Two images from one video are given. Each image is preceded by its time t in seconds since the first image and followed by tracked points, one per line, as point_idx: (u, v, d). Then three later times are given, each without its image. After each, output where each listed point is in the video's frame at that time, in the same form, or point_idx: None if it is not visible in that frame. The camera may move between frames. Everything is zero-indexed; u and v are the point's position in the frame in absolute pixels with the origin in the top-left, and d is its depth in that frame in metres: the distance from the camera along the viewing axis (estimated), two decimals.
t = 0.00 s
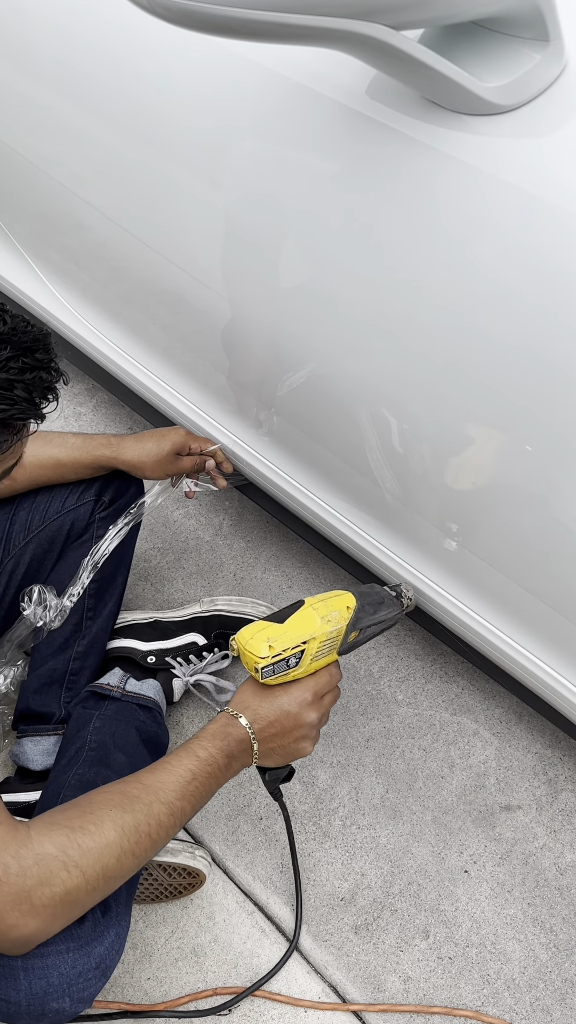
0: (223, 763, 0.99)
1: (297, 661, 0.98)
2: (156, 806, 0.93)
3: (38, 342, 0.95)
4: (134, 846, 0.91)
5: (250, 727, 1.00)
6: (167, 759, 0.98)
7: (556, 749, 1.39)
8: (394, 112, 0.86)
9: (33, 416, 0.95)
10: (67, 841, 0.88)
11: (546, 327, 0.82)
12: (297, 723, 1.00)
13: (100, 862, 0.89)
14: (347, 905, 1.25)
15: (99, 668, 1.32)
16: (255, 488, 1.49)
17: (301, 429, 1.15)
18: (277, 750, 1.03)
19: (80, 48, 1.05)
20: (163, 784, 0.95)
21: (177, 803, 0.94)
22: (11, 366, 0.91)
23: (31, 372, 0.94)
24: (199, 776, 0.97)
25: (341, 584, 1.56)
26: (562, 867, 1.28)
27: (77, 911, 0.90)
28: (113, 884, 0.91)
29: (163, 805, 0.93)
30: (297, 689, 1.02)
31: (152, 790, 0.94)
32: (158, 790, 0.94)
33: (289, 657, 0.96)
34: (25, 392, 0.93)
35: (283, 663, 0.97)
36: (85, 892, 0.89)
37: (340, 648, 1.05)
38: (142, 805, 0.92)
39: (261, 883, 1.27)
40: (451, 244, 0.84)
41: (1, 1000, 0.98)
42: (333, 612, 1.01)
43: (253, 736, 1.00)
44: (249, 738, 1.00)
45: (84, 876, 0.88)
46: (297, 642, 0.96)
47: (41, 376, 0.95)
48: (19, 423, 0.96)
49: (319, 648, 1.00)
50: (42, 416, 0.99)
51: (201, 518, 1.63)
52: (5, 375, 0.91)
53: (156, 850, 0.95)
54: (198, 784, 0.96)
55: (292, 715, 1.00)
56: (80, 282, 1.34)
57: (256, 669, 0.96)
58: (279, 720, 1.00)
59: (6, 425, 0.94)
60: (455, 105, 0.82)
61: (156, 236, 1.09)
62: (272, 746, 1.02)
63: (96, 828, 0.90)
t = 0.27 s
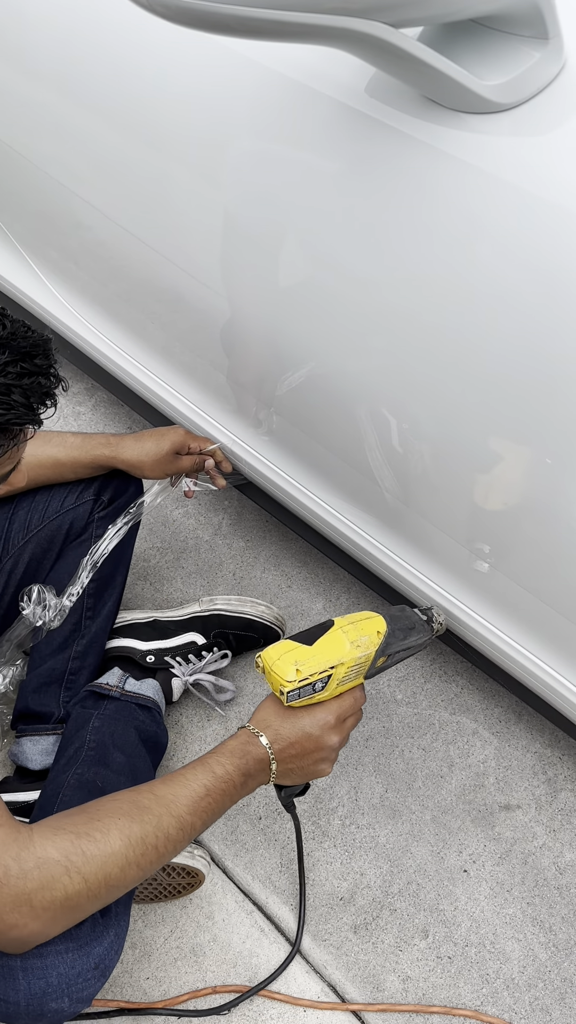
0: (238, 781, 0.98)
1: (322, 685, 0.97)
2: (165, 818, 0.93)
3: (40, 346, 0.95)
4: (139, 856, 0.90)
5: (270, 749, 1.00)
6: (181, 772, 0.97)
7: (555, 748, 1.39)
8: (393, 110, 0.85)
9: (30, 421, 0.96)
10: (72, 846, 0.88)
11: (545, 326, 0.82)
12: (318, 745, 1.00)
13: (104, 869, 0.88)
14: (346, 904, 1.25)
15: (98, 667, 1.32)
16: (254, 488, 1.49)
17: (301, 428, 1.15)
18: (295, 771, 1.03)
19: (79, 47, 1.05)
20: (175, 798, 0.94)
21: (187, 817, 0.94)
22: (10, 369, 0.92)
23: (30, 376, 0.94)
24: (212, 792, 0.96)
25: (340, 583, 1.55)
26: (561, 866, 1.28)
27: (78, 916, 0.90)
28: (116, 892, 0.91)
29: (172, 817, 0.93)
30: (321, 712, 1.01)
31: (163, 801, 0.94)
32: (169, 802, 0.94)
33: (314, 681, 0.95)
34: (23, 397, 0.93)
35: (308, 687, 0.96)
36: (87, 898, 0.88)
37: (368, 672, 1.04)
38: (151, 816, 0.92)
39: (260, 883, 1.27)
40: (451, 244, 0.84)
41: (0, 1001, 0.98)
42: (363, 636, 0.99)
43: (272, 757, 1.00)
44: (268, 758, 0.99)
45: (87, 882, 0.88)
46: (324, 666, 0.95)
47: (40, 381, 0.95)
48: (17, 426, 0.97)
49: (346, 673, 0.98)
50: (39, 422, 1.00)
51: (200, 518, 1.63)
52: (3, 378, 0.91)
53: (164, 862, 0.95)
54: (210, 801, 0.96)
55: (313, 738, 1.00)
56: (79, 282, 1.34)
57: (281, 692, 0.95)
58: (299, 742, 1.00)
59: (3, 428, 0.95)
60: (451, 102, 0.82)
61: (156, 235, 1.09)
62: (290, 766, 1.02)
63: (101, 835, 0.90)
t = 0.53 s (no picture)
0: (238, 785, 0.99)
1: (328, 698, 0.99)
2: (165, 820, 0.93)
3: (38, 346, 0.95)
4: (139, 857, 0.90)
5: (270, 755, 1.00)
6: (181, 775, 0.98)
7: (555, 748, 1.39)
8: (393, 110, 0.85)
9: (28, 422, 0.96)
10: (72, 845, 0.88)
11: (545, 326, 0.82)
12: (318, 755, 1.02)
13: (104, 868, 0.88)
14: (346, 904, 1.25)
15: (97, 667, 1.32)
16: (254, 488, 1.49)
17: (301, 428, 1.15)
18: (291, 778, 1.04)
19: (79, 46, 1.05)
20: (174, 800, 0.95)
21: (187, 820, 0.94)
22: (9, 368, 0.92)
23: (28, 376, 0.94)
24: (211, 795, 0.96)
25: (340, 583, 1.55)
26: (561, 866, 1.28)
27: (77, 916, 0.90)
28: (115, 893, 0.90)
29: (172, 819, 0.93)
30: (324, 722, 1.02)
31: (163, 803, 0.94)
32: (169, 804, 0.94)
33: (321, 694, 0.97)
34: (22, 396, 0.93)
35: (314, 700, 0.97)
36: (86, 898, 0.88)
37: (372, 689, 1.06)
38: (151, 818, 0.92)
39: (259, 883, 1.27)
40: (454, 245, 0.84)
41: None
42: (373, 654, 1.01)
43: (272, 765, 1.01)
44: (268, 765, 1.00)
45: (86, 881, 0.88)
46: (332, 680, 0.97)
47: (39, 381, 0.95)
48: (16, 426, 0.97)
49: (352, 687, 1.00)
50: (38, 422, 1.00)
51: (199, 518, 1.63)
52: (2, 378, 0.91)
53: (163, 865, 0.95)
54: (210, 804, 0.96)
55: (314, 748, 1.01)
56: (78, 281, 1.34)
57: (290, 703, 0.97)
58: (300, 750, 1.01)
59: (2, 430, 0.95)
60: (451, 102, 0.82)
61: (155, 234, 1.09)
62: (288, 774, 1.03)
63: (102, 835, 0.90)
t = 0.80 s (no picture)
0: (220, 766, 1.00)
1: (286, 666, 1.07)
2: (157, 802, 0.94)
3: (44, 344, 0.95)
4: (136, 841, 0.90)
5: (244, 733, 1.04)
6: (165, 760, 0.99)
7: (556, 748, 1.38)
8: (393, 110, 0.85)
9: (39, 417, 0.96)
10: (72, 833, 0.88)
11: (546, 326, 0.82)
12: (287, 725, 1.07)
13: (104, 853, 0.88)
14: (347, 904, 1.25)
15: (98, 668, 1.32)
16: (255, 487, 1.49)
17: (301, 429, 1.15)
18: (267, 759, 1.06)
19: (79, 45, 1.05)
20: (163, 783, 0.96)
21: (177, 801, 0.95)
22: (18, 366, 0.92)
23: (37, 372, 0.94)
24: (198, 775, 0.98)
25: (341, 583, 1.55)
26: (562, 866, 1.28)
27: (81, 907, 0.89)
28: (116, 880, 0.90)
29: (164, 801, 0.94)
30: (285, 694, 1.10)
31: (152, 787, 0.95)
32: (159, 787, 0.95)
33: (280, 660, 1.05)
34: (31, 394, 0.93)
35: (276, 666, 1.05)
36: (89, 886, 0.88)
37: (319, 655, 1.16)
38: (143, 801, 0.93)
39: (261, 883, 1.26)
40: (455, 244, 0.84)
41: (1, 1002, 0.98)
42: (314, 619, 1.12)
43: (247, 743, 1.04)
44: (244, 744, 1.03)
45: (89, 867, 0.87)
46: (286, 647, 1.06)
47: (46, 377, 0.95)
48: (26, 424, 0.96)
49: (304, 654, 1.10)
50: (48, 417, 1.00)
51: (200, 517, 1.63)
52: (12, 377, 0.91)
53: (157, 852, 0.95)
54: (198, 784, 0.97)
55: (282, 718, 1.07)
56: (79, 281, 1.34)
57: (252, 676, 1.04)
58: (270, 724, 1.06)
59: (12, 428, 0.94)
60: (453, 101, 0.81)
61: (155, 233, 1.09)
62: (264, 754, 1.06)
63: (99, 821, 0.90)
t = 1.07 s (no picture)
0: (186, 719, 1.01)
1: (226, 607, 1.08)
2: (136, 766, 0.94)
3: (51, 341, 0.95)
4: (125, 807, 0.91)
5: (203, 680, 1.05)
6: (136, 722, 0.99)
7: (557, 748, 1.38)
8: (392, 109, 0.85)
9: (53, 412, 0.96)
10: (65, 812, 0.88)
11: (545, 324, 0.82)
12: (242, 662, 1.09)
13: (99, 827, 0.89)
14: (348, 904, 1.24)
15: (98, 668, 1.32)
16: (254, 487, 1.49)
17: (301, 428, 1.15)
18: (231, 696, 1.09)
19: (77, 47, 1.05)
20: (139, 743, 0.96)
21: (156, 761, 0.95)
22: (33, 363, 0.91)
23: (50, 368, 0.93)
24: (170, 730, 0.99)
25: (341, 582, 1.55)
26: (563, 865, 1.28)
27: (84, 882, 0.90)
28: (112, 850, 0.91)
29: (143, 764, 0.94)
30: (232, 633, 1.11)
31: (128, 751, 0.95)
32: (136, 748, 0.95)
33: (218, 603, 1.05)
34: (47, 390, 0.93)
35: (217, 612, 1.05)
36: (89, 861, 0.88)
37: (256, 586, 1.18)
38: (123, 765, 0.93)
39: (261, 882, 1.26)
40: (454, 243, 0.84)
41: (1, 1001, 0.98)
42: (241, 557, 1.12)
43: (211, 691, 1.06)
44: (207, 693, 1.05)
45: (88, 843, 0.88)
46: (222, 589, 1.06)
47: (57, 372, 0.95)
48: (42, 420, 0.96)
49: (241, 591, 1.11)
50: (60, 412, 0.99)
51: (200, 517, 1.63)
52: (28, 373, 0.91)
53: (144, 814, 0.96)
54: (172, 739, 0.98)
55: (235, 655, 1.09)
56: (78, 282, 1.34)
57: (194, 624, 1.04)
58: (225, 664, 1.08)
59: (29, 427, 0.94)
60: (451, 99, 0.81)
61: (154, 234, 1.09)
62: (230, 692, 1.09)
63: (87, 795, 0.90)
